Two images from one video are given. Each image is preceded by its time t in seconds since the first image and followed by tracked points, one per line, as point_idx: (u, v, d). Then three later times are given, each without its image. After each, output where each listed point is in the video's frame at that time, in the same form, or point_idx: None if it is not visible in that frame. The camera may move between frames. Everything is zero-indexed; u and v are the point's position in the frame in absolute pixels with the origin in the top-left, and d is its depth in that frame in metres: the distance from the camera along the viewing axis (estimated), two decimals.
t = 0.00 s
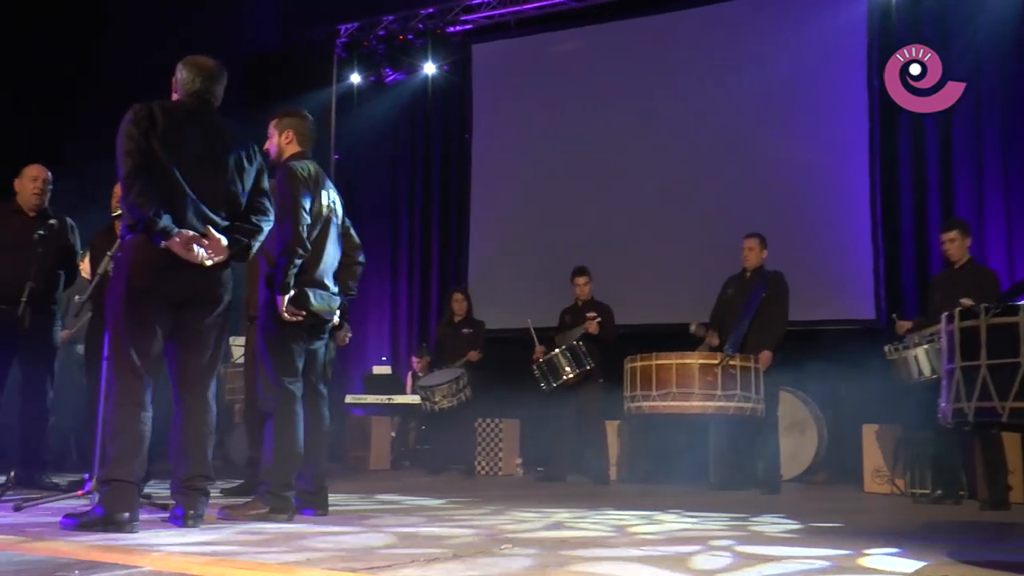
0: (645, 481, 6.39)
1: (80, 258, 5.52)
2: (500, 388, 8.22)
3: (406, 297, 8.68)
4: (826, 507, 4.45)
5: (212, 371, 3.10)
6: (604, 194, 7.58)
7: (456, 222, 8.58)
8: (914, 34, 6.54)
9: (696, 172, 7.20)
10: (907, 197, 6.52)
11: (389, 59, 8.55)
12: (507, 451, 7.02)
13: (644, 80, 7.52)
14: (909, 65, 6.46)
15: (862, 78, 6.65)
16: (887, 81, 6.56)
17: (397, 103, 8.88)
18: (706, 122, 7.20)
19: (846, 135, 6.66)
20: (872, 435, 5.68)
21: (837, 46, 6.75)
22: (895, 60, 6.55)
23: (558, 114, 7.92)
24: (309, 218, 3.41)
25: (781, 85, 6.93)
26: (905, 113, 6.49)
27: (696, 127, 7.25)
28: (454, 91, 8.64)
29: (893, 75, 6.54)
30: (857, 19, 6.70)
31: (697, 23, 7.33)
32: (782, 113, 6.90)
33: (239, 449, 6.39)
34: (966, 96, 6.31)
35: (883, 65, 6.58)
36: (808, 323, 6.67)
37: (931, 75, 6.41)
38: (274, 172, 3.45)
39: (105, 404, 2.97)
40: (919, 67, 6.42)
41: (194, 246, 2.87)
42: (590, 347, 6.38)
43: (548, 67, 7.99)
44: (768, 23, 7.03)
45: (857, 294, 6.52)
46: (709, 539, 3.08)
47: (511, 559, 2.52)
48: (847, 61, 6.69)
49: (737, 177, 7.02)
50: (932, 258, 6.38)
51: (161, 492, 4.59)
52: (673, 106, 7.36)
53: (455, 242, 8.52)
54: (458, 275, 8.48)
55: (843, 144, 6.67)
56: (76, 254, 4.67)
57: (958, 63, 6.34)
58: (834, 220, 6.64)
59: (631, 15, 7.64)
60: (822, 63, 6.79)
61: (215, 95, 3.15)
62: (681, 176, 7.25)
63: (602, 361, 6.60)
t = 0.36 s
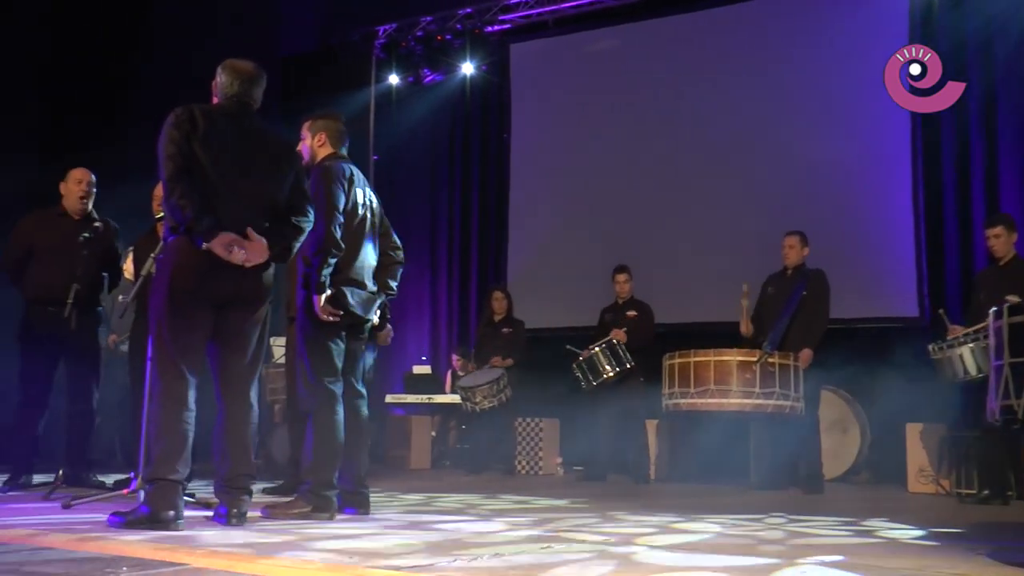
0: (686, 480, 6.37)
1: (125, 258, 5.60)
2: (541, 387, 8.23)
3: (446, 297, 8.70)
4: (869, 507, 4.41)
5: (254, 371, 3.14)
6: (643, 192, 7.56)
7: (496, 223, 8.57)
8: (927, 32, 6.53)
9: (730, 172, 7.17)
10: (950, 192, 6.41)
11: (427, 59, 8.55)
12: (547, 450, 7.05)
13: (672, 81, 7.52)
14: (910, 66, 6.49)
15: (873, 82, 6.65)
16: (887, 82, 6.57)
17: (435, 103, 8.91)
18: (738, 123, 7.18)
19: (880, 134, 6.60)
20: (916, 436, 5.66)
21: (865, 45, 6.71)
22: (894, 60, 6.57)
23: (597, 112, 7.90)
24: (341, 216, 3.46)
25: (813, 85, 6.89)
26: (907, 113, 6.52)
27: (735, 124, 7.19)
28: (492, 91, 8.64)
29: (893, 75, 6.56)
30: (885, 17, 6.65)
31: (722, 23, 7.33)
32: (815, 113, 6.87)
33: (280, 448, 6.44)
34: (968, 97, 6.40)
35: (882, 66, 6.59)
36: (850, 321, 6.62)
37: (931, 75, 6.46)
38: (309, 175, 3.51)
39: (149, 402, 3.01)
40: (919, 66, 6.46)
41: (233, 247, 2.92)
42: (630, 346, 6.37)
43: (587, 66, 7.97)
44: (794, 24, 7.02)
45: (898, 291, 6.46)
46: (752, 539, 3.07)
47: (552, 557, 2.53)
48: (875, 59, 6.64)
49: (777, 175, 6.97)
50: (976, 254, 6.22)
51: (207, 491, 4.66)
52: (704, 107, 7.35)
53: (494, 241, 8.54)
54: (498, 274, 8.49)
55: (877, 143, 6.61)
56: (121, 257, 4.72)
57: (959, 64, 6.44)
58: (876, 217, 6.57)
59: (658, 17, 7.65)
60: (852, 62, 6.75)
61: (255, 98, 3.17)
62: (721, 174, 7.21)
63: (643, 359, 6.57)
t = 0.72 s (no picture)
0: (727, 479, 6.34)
1: (168, 261, 5.67)
2: (583, 385, 8.23)
3: (486, 297, 8.75)
4: (913, 506, 4.36)
5: (297, 369, 3.15)
6: (682, 189, 7.53)
7: (535, 222, 8.57)
8: (970, 26, 6.48)
9: (744, 171, 7.24)
10: (995, 184, 6.29)
11: (465, 59, 8.55)
12: (588, 449, 7.08)
13: (683, 82, 7.61)
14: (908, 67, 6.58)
15: (872, 82, 6.73)
16: (888, 82, 6.65)
17: (474, 103, 8.94)
18: (769, 120, 7.17)
19: (891, 133, 6.65)
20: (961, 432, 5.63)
21: (883, 43, 6.72)
22: (894, 60, 6.66)
23: (635, 109, 7.88)
24: (387, 218, 3.48)
25: (845, 80, 6.86)
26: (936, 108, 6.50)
27: (775, 120, 7.15)
28: (530, 91, 8.64)
29: (894, 75, 6.65)
30: (906, 13, 6.65)
31: (732, 25, 7.41)
32: (825, 113, 6.92)
33: (322, 448, 6.49)
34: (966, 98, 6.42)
35: (883, 66, 6.68)
36: (892, 318, 6.55)
37: (930, 75, 6.53)
38: (352, 178, 3.54)
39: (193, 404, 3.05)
40: (918, 67, 6.54)
41: (276, 249, 2.97)
42: (670, 344, 6.34)
43: (625, 63, 7.95)
44: (801, 25, 7.08)
45: (942, 287, 6.38)
46: (796, 539, 3.04)
47: (594, 556, 2.52)
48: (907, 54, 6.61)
49: (818, 171, 6.91)
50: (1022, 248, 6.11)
51: (251, 490, 4.71)
52: (726, 105, 7.38)
53: (533, 240, 8.55)
54: (537, 273, 8.50)
55: (887, 141, 6.65)
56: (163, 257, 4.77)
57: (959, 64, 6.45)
58: (919, 212, 6.49)
59: (689, 15, 7.65)
60: (858, 61, 6.80)
61: (295, 100, 3.20)
62: (761, 170, 7.17)
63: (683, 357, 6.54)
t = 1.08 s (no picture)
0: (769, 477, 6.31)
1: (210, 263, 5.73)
2: (623, 384, 8.23)
3: (525, 296, 8.75)
4: (961, 504, 4.31)
5: (340, 369, 3.18)
6: (721, 186, 7.49)
7: (573, 221, 8.58)
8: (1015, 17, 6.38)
9: (752, 170, 7.34)
10: None
11: (501, 59, 8.58)
12: (629, 447, 7.03)
13: (692, 84, 7.73)
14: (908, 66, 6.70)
15: (872, 82, 6.84)
16: (888, 81, 6.77)
17: (511, 102, 8.95)
18: (809, 115, 7.12)
19: (894, 130, 6.73)
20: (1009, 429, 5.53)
21: (925, 37, 6.65)
22: (894, 60, 6.77)
23: (672, 107, 7.85)
24: (431, 219, 3.49)
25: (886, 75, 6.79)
26: (980, 102, 6.42)
27: (815, 115, 7.09)
28: (567, 90, 8.66)
29: (893, 75, 6.76)
30: (947, 6, 6.58)
31: (760, 23, 7.42)
32: (841, 111, 6.97)
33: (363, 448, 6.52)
34: (964, 97, 6.48)
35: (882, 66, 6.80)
36: (936, 314, 6.48)
37: (930, 74, 6.62)
38: (394, 178, 3.54)
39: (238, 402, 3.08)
40: (918, 66, 6.65)
41: (319, 251, 2.99)
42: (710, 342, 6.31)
43: (662, 60, 7.91)
44: (805, 26, 7.19)
45: (987, 282, 6.30)
46: (841, 538, 3.04)
47: (640, 555, 2.53)
48: (949, 48, 6.54)
49: (859, 166, 6.85)
50: None
51: (295, 490, 4.75)
52: (765, 101, 7.34)
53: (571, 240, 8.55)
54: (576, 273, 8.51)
55: (891, 138, 6.73)
56: (203, 259, 4.81)
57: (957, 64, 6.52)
58: (963, 206, 6.42)
59: (727, 12, 7.62)
60: (861, 61, 6.91)
61: (335, 103, 3.22)
62: (801, 166, 7.12)
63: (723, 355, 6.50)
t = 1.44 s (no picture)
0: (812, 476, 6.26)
1: (252, 265, 5.77)
2: (665, 383, 8.19)
3: (564, 295, 8.74)
4: (1006, 503, 4.23)
5: (381, 370, 3.21)
6: (761, 183, 7.45)
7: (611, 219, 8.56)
8: None
9: (793, 167, 7.29)
10: None
11: (540, 57, 8.64)
12: (669, 447, 7.05)
13: (712, 85, 7.81)
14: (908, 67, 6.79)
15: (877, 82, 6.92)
16: (888, 81, 6.87)
17: (550, 101, 8.95)
18: (849, 110, 7.04)
19: (909, 128, 6.76)
20: None
21: (966, 29, 6.57)
22: (895, 60, 6.87)
23: (711, 104, 7.82)
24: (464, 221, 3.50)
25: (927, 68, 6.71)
26: None
27: (855, 111, 7.01)
28: (605, 89, 8.64)
29: (895, 75, 6.86)
30: None
31: (798, 18, 7.37)
32: (882, 105, 6.89)
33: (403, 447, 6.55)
34: (964, 96, 6.54)
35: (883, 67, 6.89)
36: (981, 309, 6.39)
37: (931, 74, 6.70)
38: (431, 179, 3.55)
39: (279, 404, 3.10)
40: (919, 66, 6.73)
41: (360, 250, 2.99)
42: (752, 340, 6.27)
43: (699, 58, 7.89)
44: (831, 24, 7.18)
45: None
46: (889, 537, 2.99)
47: (682, 554, 2.50)
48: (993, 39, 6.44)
49: (899, 161, 6.77)
50: None
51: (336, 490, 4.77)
52: (806, 97, 7.28)
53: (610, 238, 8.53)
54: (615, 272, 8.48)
55: (907, 136, 6.76)
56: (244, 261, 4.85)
57: (955, 64, 6.60)
58: (1006, 200, 6.31)
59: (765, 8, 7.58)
60: (878, 59, 6.93)
61: (374, 104, 3.24)
62: (841, 161, 7.04)
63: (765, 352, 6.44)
